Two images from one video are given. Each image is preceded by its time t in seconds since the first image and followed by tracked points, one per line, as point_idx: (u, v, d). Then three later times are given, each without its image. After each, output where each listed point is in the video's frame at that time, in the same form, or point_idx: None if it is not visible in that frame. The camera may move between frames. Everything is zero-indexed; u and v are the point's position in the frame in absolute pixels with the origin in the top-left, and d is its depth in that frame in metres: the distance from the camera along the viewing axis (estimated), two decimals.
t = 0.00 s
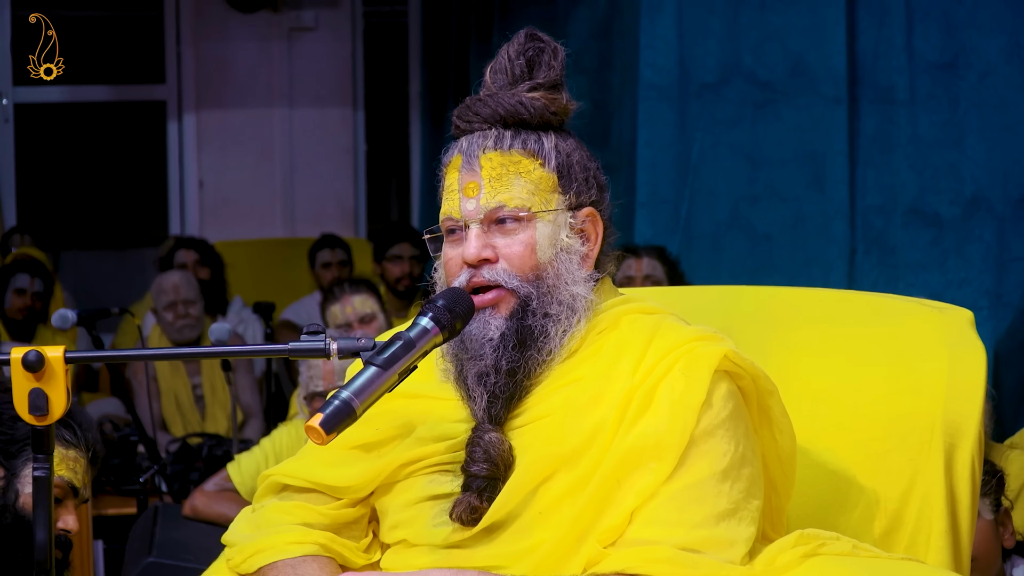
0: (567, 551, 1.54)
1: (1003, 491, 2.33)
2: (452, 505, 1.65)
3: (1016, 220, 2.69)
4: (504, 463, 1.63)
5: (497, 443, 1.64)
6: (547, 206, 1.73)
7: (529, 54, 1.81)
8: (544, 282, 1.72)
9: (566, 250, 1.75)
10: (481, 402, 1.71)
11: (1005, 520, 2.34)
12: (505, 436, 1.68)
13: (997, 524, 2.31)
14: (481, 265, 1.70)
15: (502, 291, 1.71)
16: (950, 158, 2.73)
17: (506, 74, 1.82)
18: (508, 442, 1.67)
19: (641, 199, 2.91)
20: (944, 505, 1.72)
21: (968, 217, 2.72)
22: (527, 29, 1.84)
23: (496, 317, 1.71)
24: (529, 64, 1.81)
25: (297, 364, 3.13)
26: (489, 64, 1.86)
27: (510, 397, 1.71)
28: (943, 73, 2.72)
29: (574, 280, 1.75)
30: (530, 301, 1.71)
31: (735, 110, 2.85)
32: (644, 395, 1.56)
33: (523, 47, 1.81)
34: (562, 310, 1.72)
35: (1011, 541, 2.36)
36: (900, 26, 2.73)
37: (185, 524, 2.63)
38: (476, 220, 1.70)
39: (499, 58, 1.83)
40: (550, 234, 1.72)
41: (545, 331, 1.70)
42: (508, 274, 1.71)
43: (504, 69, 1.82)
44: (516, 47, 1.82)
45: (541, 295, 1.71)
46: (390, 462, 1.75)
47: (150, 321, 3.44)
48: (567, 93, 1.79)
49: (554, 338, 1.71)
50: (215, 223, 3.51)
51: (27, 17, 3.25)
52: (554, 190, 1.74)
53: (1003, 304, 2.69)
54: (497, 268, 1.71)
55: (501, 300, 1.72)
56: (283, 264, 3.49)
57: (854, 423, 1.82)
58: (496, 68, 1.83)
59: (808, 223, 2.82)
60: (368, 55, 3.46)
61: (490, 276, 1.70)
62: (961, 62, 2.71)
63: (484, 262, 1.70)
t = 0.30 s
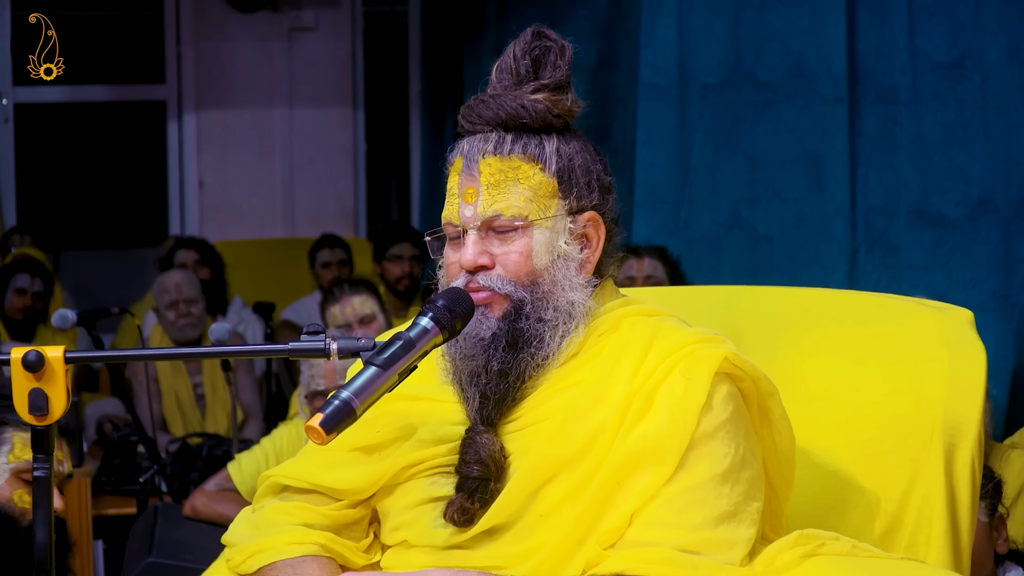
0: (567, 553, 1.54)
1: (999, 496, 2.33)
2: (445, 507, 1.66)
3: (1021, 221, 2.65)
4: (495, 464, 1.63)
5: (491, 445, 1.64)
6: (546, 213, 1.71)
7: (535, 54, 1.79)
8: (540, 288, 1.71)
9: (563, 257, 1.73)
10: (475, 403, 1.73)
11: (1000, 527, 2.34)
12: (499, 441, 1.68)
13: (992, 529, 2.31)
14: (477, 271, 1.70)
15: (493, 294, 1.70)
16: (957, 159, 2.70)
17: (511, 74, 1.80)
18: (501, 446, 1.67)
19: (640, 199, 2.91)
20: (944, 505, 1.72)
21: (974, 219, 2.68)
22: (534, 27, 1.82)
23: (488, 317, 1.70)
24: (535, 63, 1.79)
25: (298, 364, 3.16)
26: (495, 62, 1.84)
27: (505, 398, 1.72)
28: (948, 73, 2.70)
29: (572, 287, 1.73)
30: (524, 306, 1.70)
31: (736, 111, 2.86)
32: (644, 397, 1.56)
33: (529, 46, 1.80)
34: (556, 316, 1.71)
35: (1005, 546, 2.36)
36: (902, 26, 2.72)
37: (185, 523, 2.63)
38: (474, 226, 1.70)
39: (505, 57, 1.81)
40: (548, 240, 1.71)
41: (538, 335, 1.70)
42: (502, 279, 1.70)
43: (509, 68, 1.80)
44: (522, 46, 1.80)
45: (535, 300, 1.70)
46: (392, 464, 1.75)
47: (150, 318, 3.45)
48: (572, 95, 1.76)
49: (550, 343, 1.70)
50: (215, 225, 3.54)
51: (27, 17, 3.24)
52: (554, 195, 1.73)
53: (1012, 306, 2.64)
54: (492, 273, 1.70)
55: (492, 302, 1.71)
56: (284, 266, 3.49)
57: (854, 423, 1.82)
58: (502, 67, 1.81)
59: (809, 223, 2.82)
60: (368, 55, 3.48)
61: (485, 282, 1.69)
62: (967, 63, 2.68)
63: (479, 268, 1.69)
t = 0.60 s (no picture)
0: (567, 553, 1.54)
1: (1013, 501, 2.34)
2: (439, 507, 1.66)
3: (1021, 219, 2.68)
4: (488, 465, 1.62)
5: (483, 447, 1.64)
6: (546, 216, 1.71)
7: (542, 54, 1.80)
8: (536, 291, 1.71)
9: (562, 261, 1.73)
10: (468, 405, 1.72)
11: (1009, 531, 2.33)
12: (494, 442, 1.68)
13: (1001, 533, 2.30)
14: (475, 272, 1.70)
15: (491, 296, 1.70)
16: (962, 159, 2.71)
17: (517, 73, 1.81)
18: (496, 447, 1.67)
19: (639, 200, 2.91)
20: (943, 505, 1.72)
21: (978, 218, 2.70)
22: (542, 27, 1.82)
23: (483, 318, 1.71)
24: (542, 63, 1.80)
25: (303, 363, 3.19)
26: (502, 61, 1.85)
27: (499, 399, 1.71)
28: (954, 73, 2.71)
29: (569, 291, 1.72)
30: (519, 308, 1.70)
31: (738, 112, 2.85)
32: (644, 398, 1.56)
33: (536, 46, 1.80)
34: (553, 319, 1.70)
35: (1011, 551, 2.36)
36: (903, 26, 2.73)
37: (186, 524, 2.63)
38: (474, 227, 1.70)
39: (512, 57, 1.82)
40: (547, 243, 1.71)
41: (531, 337, 1.70)
42: (499, 281, 1.70)
43: (516, 68, 1.81)
44: (529, 46, 1.81)
45: (531, 304, 1.70)
46: (392, 463, 1.75)
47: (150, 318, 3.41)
48: (577, 96, 1.75)
49: (546, 346, 1.70)
50: (215, 225, 3.56)
51: (27, 17, 3.21)
52: (555, 198, 1.72)
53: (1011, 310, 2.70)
54: (490, 275, 1.70)
55: (490, 303, 1.71)
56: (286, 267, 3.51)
57: (854, 423, 1.82)
58: (508, 67, 1.82)
59: (811, 224, 2.82)
60: (368, 54, 3.53)
61: (482, 283, 1.69)
62: (972, 64, 2.70)
63: (477, 269, 1.70)
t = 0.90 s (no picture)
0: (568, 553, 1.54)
1: None
2: (438, 506, 1.66)
3: (1010, 222, 2.72)
4: (487, 465, 1.63)
5: (481, 446, 1.64)
6: (546, 216, 1.71)
7: (547, 54, 1.79)
8: (535, 291, 1.71)
9: (561, 261, 1.72)
10: (466, 405, 1.72)
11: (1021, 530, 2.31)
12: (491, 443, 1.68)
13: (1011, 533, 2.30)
14: (474, 271, 1.70)
15: (489, 295, 1.70)
16: (955, 159, 2.72)
17: (521, 73, 1.80)
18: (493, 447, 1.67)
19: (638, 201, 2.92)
20: (944, 504, 1.72)
21: (970, 219, 2.72)
22: (548, 27, 1.81)
23: (481, 318, 1.71)
24: (545, 64, 1.79)
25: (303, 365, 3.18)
26: (506, 60, 1.84)
27: (496, 399, 1.70)
28: (951, 75, 2.71)
29: (568, 291, 1.72)
30: (517, 309, 1.70)
31: (737, 113, 2.85)
32: (645, 398, 1.55)
33: (541, 46, 1.79)
34: (552, 319, 1.70)
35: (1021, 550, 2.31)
36: (903, 25, 2.73)
37: (186, 524, 2.63)
38: (474, 225, 1.70)
39: (516, 56, 1.81)
40: (546, 243, 1.71)
41: (530, 337, 1.70)
42: (498, 280, 1.70)
43: (520, 68, 1.80)
44: (534, 46, 1.80)
45: (529, 304, 1.71)
46: (391, 462, 1.75)
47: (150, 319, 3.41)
48: (581, 97, 1.75)
49: (545, 347, 1.70)
50: (215, 223, 3.72)
51: (27, 17, 3.32)
52: (556, 198, 1.72)
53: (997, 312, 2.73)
54: (489, 273, 1.70)
55: (487, 302, 1.70)
56: (290, 267, 3.59)
57: (854, 423, 1.82)
58: (512, 66, 1.81)
59: (812, 224, 2.81)
60: (367, 54, 3.76)
61: (481, 281, 1.69)
62: (968, 65, 2.70)
63: (476, 268, 1.70)
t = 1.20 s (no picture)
0: (568, 553, 1.54)
1: None
2: (434, 506, 1.67)
3: (1000, 223, 2.75)
4: (480, 464, 1.63)
5: (476, 446, 1.64)
6: (544, 218, 1.71)
7: (555, 55, 1.79)
8: (530, 293, 1.71)
9: (556, 264, 1.72)
10: (461, 404, 1.72)
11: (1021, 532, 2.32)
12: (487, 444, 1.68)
13: (1011, 533, 2.30)
14: (470, 270, 1.70)
15: (482, 295, 1.70)
16: (940, 163, 2.76)
17: (529, 73, 1.80)
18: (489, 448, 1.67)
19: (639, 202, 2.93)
20: (944, 504, 1.72)
21: (955, 221, 2.76)
22: (558, 27, 1.81)
23: (475, 320, 1.70)
24: (554, 64, 1.78)
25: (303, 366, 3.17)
26: (515, 60, 1.84)
27: (491, 400, 1.70)
28: (936, 75, 2.74)
29: (563, 294, 1.72)
30: (511, 311, 1.70)
31: (736, 113, 2.85)
32: (646, 397, 1.55)
33: (550, 46, 1.79)
34: (548, 322, 1.70)
35: (1020, 551, 2.33)
36: (902, 25, 2.73)
37: (185, 524, 2.63)
38: (471, 224, 1.70)
39: (525, 56, 1.81)
40: (543, 246, 1.71)
41: (524, 339, 1.70)
42: (493, 281, 1.70)
43: (528, 68, 1.80)
44: (543, 46, 1.80)
45: (524, 305, 1.70)
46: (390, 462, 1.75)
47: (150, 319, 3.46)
48: (587, 100, 1.75)
49: (541, 349, 1.70)
50: (214, 221, 3.72)
51: (27, 17, 3.35)
52: (555, 200, 1.72)
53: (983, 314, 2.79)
54: (485, 273, 1.70)
55: (480, 302, 1.70)
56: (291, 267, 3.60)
57: (854, 423, 1.82)
58: (521, 66, 1.81)
59: (810, 226, 2.82)
60: (367, 54, 3.73)
61: (476, 281, 1.69)
62: (954, 68, 2.74)
63: (472, 267, 1.70)
